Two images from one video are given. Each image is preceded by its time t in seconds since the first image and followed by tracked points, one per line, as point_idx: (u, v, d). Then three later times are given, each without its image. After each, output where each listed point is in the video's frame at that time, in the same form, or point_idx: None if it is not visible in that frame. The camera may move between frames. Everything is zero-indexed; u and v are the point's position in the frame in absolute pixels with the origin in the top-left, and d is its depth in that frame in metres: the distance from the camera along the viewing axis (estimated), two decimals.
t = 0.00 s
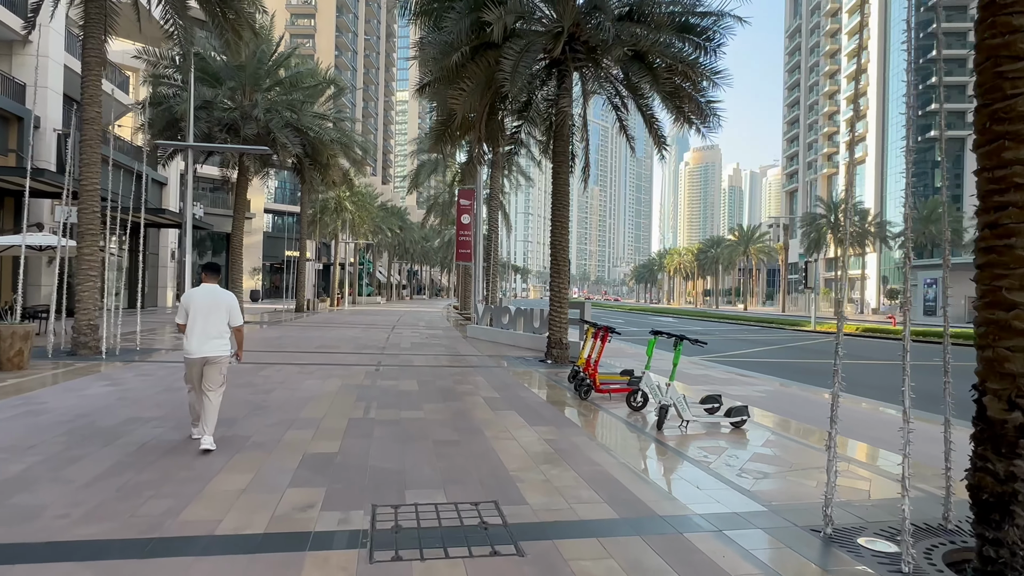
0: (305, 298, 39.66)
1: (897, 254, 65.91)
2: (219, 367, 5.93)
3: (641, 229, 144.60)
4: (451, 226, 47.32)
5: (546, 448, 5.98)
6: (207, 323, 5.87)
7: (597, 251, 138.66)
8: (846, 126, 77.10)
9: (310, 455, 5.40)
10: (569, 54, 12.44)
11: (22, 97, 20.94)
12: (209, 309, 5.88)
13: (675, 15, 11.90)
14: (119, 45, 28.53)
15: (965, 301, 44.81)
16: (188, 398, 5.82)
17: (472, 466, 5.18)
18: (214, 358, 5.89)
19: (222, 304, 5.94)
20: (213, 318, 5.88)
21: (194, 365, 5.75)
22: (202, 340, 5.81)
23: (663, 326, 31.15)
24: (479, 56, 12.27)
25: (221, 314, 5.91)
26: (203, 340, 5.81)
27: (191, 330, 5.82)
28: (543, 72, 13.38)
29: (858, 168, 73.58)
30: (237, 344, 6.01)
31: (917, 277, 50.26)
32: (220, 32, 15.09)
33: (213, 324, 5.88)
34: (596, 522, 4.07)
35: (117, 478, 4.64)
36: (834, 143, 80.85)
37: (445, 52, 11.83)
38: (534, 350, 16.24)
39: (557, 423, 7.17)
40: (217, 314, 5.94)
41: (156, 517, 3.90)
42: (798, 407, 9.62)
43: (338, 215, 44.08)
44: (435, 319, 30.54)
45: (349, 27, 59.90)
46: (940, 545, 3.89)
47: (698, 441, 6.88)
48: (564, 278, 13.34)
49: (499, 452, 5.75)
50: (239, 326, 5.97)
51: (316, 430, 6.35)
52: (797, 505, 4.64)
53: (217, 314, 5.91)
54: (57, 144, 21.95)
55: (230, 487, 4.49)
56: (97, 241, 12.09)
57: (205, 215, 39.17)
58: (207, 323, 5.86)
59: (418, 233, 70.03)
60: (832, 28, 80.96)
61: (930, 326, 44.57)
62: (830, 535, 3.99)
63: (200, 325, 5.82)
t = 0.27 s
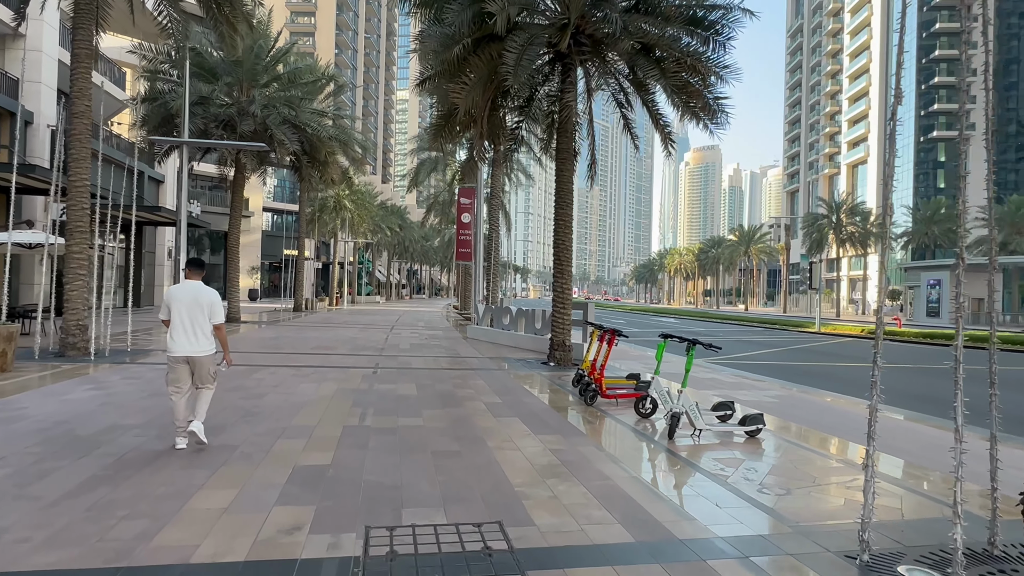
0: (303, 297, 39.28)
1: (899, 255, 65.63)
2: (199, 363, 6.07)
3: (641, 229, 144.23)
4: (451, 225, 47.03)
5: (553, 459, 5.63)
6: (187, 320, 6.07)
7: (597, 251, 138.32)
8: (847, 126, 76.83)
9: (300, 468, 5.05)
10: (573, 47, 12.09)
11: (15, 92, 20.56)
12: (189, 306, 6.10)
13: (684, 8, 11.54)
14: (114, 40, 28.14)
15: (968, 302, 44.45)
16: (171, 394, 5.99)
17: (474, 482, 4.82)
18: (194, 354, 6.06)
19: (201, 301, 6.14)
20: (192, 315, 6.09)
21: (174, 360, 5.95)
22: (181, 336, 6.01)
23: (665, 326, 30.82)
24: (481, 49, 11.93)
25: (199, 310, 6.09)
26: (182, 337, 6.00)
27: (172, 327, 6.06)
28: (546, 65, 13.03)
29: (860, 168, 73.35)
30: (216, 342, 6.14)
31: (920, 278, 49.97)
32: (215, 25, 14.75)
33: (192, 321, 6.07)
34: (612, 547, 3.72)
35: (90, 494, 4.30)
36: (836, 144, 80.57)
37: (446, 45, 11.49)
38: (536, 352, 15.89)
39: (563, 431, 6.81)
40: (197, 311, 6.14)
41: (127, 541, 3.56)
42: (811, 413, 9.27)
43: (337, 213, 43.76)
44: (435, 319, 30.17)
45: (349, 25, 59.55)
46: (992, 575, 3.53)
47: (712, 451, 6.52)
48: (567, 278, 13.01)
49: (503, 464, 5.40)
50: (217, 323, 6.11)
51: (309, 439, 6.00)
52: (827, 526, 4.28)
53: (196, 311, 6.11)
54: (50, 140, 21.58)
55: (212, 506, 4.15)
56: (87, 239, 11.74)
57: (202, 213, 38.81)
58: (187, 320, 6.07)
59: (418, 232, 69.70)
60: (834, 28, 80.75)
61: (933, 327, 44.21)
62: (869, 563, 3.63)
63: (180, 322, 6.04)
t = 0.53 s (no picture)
0: (303, 295, 38.99)
1: (903, 255, 65.33)
2: (189, 366, 5.68)
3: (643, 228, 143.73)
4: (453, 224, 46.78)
5: (565, 469, 5.27)
6: (178, 320, 5.68)
7: (599, 250, 137.91)
8: (851, 125, 76.44)
9: (295, 479, 4.69)
10: (582, 37, 11.73)
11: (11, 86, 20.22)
12: (181, 305, 5.69)
13: None
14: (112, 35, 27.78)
15: (974, 303, 44.07)
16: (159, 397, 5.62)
17: (482, 495, 4.47)
18: (185, 355, 5.67)
19: (194, 299, 5.73)
20: (183, 314, 5.68)
21: (162, 361, 5.57)
22: (171, 336, 5.62)
23: (670, 326, 30.46)
24: (486, 38, 11.60)
25: (192, 310, 5.68)
26: (171, 337, 5.61)
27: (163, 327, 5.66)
28: (554, 57, 12.70)
29: (864, 167, 72.96)
30: (209, 343, 5.73)
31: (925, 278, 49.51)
32: (213, 18, 14.41)
33: (183, 320, 5.68)
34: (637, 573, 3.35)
35: (64, 507, 3.94)
36: (839, 143, 80.17)
37: (451, 34, 11.16)
38: (540, 352, 15.53)
39: (573, 436, 6.45)
40: (190, 310, 5.74)
41: (99, 563, 3.20)
42: (829, 417, 8.90)
43: (338, 211, 43.48)
44: (436, 318, 29.83)
45: (351, 23, 59.18)
46: None
47: (731, 458, 6.16)
48: (573, 277, 12.66)
49: (512, 475, 5.04)
50: (210, 324, 5.70)
51: (305, 445, 5.65)
52: (866, 547, 3.92)
53: (188, 310, 5.70)
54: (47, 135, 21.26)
55: (195, 521, 3.80)
56: (80, 234, 11.38)
57: (202, 211, 38.50)
58: (179, 320, 5.67)
59: (420, 231, 69.41)
60: (839, 26, 80.34)
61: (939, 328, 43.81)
62: None
63: (171, 321, 5.64)
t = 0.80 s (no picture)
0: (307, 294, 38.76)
1: (911, 255, 64.91)
2: (195, 365, 5.71)
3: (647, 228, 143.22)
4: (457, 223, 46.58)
5: (581, 483, 4.90)
6: (183, 317, 5.70)
7: (603, 250, 137.44)
8: (857, 124, 75.91)
9: (290, 493, 4.34)
10: (592, 28, 11.39)
11: (12, 82, 20.02)
12: (185, 302, 5.73)
13: None
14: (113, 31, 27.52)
15: (984, 304, 43.56)
16: (166, 396, 5.65)
17: (493, 513, 4.12)
18: (192, 354, 5.71)
19: (199, 296, 5.77)
20: (188, 312, 5.71)
21: (169, 360, 5.59)
22: (176, 335, 5.63)
23: (676, 326, 30.11)
24: (493, 29, 11.28)
25: (198, 309, 5.71)
26: (178, 336, 5.63)
27: (167, 326, 5.67)
28: (563, 50, 12.37)
29: (870, 167, 72.46)
30: (215, 341, 5.78)
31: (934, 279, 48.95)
32: (215, 11, 14.14)
33: (188, 318, 5.70)
34: None
35: (38, 527, 3.60)
36: (846, 143, 79.61)
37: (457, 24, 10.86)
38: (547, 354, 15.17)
39: (587, 444, 6.09)
40: (195, 308, 5.77)
41: None
42: (849, 422, 8.53)
43: (342, 210, 43.24)
44: (440, 318, 29.53)
45: (355, 22, 58.94)
46: None
47: (756, 469, 5.79)
48: (582, 277, 12.33)
49: (524, 489, 4.68)
50: (216, 322, 5.75)
51: (302, 454, 5.30)
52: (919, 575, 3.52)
53: (194, 308, 5.73)
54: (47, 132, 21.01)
55: (179, 544, 3.45)
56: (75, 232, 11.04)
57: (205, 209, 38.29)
58: (184, 318, 5.69)
59: (423, 230, 69.17)
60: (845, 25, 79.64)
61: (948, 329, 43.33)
62: None
63: (176, 320, 5.66)
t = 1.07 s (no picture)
0: (313, 292, 38.55)
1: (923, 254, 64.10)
2: (201, 362, 5.45)
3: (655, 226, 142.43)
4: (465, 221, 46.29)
5: (601, 496, 4.52)
6: (187, 315, 5.44)
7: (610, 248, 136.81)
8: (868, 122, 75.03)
9: (285, 508, 3.98)
10: (605, 17, 11.02)
11: (15, 78, 19.82)
12: (188, 299, 5.47)
13: None
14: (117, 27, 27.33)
15: (1000, 303, 42.80)
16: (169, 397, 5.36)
17: (508, 531, 3.75)
18: (194, 352, 5.45)
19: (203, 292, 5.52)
20: (192, 308, 5.46)
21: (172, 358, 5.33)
22: (179, 332, 5.36)
23: (687, 326, 29.67)
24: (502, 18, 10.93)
25: (202, 305, 5.47)
26: (180, 333, 5.37)
27: (169, 323, 5.41)
28: (574, 39, 12.00)
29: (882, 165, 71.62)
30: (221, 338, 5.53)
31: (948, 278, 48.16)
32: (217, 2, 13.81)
33: (193, 315, 5.45)
34: None
35: (7, 547, 3.28)
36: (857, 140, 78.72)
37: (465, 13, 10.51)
38: (556, 354, 14.78)
39: (605, 452, 5.70)
40: (198, 305, 5.51)
41: None
42: (878, 427, 8.11)
43: (348, 208, 43.02)
44: (447, 316, 29.21)
45: (363, 20, 58.66)
46: None
47: (788, 479, 5.37)
48: (594, 274, 11.96)
49: (541, 504, 4.31)
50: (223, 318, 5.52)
51: (300, 462, 4.96)
52: None
53: (198, 305, 5.49)
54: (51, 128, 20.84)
55: (161, 568, 3.11)
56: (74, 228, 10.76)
57: (211, 207, 38.10)
58: (187, 315, 5.44)
59: (430, 228, 68.91)
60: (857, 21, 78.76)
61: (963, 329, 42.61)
62: None
63: (179, 316, 5.40)
